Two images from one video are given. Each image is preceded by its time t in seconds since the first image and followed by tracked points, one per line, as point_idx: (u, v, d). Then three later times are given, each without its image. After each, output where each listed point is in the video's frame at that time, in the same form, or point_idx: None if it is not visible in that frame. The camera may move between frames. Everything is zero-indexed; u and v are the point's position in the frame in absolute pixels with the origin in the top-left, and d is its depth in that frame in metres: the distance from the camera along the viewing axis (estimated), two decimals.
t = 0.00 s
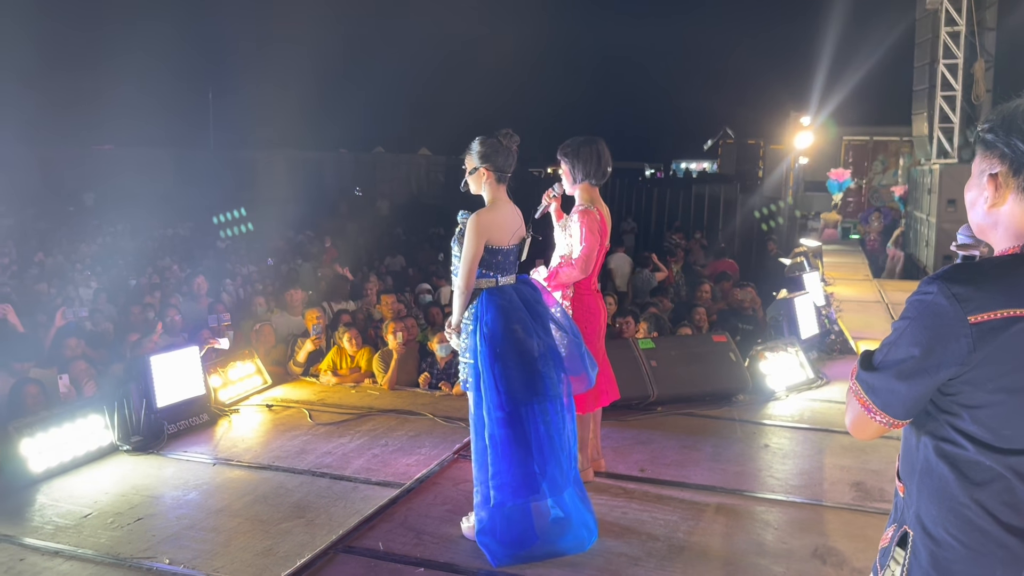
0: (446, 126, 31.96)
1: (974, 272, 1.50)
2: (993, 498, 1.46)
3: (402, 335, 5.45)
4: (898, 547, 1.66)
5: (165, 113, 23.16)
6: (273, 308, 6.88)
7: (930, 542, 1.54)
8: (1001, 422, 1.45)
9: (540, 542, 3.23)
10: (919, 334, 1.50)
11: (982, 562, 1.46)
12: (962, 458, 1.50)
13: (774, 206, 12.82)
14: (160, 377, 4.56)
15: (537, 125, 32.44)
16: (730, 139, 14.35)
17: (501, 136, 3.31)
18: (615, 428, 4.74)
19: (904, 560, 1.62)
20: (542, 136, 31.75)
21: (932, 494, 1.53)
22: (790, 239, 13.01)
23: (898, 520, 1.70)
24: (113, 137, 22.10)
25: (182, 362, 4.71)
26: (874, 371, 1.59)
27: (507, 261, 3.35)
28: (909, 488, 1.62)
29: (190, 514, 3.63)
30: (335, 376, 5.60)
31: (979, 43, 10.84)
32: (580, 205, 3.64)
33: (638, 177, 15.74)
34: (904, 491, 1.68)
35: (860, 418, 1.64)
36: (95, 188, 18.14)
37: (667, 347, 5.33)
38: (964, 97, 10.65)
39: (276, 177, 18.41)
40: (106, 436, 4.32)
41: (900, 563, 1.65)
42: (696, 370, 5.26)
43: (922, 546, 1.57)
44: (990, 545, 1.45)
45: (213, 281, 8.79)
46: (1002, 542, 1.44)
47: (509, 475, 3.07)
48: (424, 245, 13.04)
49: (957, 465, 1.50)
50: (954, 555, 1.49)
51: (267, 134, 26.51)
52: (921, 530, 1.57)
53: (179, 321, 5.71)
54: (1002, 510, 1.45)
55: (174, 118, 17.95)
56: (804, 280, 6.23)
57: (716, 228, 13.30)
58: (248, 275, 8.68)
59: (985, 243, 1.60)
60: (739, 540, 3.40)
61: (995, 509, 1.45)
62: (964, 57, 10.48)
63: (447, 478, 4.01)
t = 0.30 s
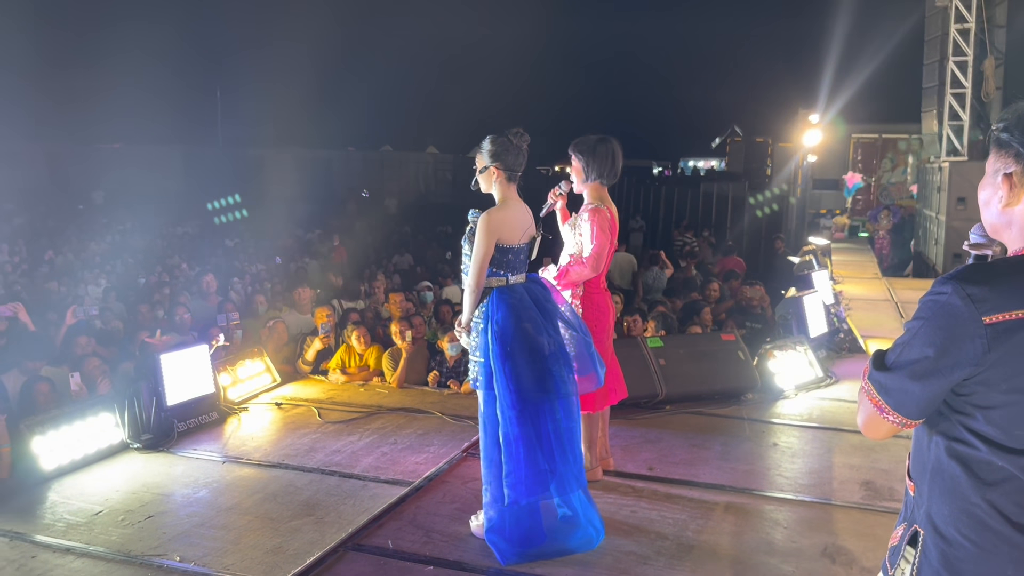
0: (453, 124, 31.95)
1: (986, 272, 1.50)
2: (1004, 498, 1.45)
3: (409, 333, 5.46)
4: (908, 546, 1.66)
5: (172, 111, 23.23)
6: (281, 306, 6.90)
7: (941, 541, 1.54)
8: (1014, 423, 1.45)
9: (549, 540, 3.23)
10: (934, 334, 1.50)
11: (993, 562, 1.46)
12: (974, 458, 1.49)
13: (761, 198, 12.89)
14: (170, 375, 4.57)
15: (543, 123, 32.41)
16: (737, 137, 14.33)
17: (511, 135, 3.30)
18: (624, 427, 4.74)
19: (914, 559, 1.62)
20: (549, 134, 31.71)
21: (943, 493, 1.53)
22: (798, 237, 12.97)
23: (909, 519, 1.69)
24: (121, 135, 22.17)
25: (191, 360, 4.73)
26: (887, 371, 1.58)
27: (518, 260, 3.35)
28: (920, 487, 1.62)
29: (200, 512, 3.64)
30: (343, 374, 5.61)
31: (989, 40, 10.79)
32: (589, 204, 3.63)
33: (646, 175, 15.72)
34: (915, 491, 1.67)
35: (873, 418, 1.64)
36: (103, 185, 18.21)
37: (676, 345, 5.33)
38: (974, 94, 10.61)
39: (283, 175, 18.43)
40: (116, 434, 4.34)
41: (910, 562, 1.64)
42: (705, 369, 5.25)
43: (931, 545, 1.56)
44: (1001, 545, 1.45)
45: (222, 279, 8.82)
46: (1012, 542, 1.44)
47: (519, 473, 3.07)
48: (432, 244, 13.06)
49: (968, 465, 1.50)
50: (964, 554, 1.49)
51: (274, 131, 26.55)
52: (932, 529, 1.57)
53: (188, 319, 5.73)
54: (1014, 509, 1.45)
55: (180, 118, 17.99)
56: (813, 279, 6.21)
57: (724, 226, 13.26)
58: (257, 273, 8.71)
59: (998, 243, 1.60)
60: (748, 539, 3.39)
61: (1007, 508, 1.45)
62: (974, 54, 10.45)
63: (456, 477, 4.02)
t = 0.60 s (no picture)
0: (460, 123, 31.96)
1: (998, 270, 1.49)
2: (1015, 497, 1.45)
3: (416, 332, 5.48)
4: (919, 546, 1.66)
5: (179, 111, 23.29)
6: (288, 305, 6.92)
7: (951, 540, 1.54)
8: None
9: (555, 538, 3.23)
10: (944, 333, 1.49)
11: (1003, 562, 1.46)
12: (986, 458, 1.49)
13: (717, 215, 13.43)
14: (179, 373, 4.59)
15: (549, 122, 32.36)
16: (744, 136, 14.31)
17: (517, 135, 3.29)
18: (630, 425, 4.74)
19: (925, 559, 1.61)
20: (555, 132, 31.70)
21: (954, 492, 1.52)
22: (805, 236, 12.93)
23: (919, 518, 1.69)
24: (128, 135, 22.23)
25: (199, 359, 4.75)
26: (897, 370, 1.58)
27: (525, 259, 3.35)
28: (931, 486, 1.62)
29: (209, 510, 3.65)
30: (351, 373, 5.62)
31: (998, 38, 10.74)
32: (602, 205, 3.66)
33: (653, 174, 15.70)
34: (925, 491, 1.67)
35: (883, 417, 1.63)
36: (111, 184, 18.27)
37: (683, 344, 5.32)
38: (983, 92, 10.57)
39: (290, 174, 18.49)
40: (125, 432, 4.35)
41: (920, 561, 1.64)
42: (713, 368, 5.24)
43: (942, 545, 1.56)
44: (1012, 544, 1.45)
45: (230, 278, 8.84)
46: None
47: (525, 471, 3.08)
48: (439, 243, 13.08)
49: (980, 464, 1.49)
50: (974, 553, 1.49)
51: (280, 131, 26.56)
52: (942, 528, 1.56)
53: (196, 318, 5.75)
54: None
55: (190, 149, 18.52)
56: (821, 277, 6.18)
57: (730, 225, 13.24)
58: (264, 272, 8.73)
59: (1011, 241, 1.59)
60: (756, 538, 3.39)
61: (1017, 508, 1.45)
62: (982, 52, 10.42)
63: (463, 476, 4.02)
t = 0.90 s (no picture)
0: (463, 122, 31.95)
1: (1003, 271, 1.49)
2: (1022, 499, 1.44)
3: (419, 331, 5.48)
4: (925, 547, 1.65)
5: (183, 110, 23.32)
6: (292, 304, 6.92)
7: (957, 543, 1.53)
8: None
9: (556, 537, 3.24)
10: (949, 334, 1.49)
11: (1009, 564, 1.44)
12: (991, 460, 1.48)
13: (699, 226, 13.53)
14: (182, 373, 4.59)
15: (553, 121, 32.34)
16: (748, 134, 14.29)
17: (518, 135, 3.28)
18: (634, 425, 4.73)
19: (930, 561, 1.61)
20: (558, 131, 31.68)
21: (959, 494, 1.51)
22: (809, 234, 12.90)
23: (926, 520, 1.68)
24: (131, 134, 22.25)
25: (203, 359, 4.74)
26: (902, 372, 1.57)
27: (528, 258, 3.35)
28: (937, 489, 1.61)
29: (213, 510, 3.65)
30: (354, 372, 5.62)
31: (1002, 35, 10.70)
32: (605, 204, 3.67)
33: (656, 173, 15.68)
34: (931, 492, 1.66)
35: (888, 419, 1.63)
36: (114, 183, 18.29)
37: (687, 343, 5.31)
38: (987, 90, 10.54)
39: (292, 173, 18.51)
40: (129, 431, 4.36)
41: (926, 564, 1.63)
42: (717, 367, 5.23)
43: (948, 547, 1.55)
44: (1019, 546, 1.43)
45: (233, 278, 8.85)
46: None
47: (527, 470, 3.08)
48: (442, 242, 13.07)
49: (986, 467, 1.48)
50: (981, 555, 1.48)
51: (283, 130, 26.56)
52: (948, 530, 1.55)
53: (200, 317, 5.76)
54: None
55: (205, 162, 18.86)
56: (825, 276, 6.16)
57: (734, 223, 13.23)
58: (267, 272, 8.73)
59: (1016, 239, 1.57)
60: (760, 538, 3.38)
61: None
62: (987, 49, 10.38)
63: (466, 475, 4.02)
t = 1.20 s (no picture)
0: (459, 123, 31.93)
1: (997, 271, 1.48)
2: (1015, 500, 1.44)
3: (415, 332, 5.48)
4: (919, 547, 1.65)
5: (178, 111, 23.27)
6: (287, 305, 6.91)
7: (951, 543, 1.53)
8: None
9: (548, 536, 3.25)
10: (942, 335, 1.49)
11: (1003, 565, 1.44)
12: (985, 460, 1.48)
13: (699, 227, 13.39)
14: (177, 374, 4.58)
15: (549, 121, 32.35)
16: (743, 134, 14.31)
17: (511, 135, 3.28)
18: (630, 425, 4.73)
19: (924, 561, 1.61)
20: (554, 131, 31.68)
21: (953, 494, 1.51)
22: (804, 233, 12.91)
23: (919, 520, 1.68)
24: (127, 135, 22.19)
25: (197, 360, 4.73)
26: (896, 374, 1.57)
27: (521, 258, 3.35)
28: (930, 489, 1.61)
29: (207, 512, 3.65)
30: (349, 373, 5.61)
31: (996, 35, 10.72)
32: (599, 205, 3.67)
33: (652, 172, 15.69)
34: (925, 493, 1.66)
35: (883, 420, 1.62)
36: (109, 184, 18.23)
37: (683, 343, 5.30)
38: (981, 90, 10.55)
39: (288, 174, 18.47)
40: (123, 434, 4.35)
41: (920, 564, 1.63)
42: (712, 367, 5.23)
43: (943, 548, 1.55)
44: (1012, 546, 1.44)
45: (228, 279, 8.83)
46: None
47: (519, 470, 3.08)
48: (437, 243, 13.05)
49: (980, 466, 1.48)
50: (975, 556, 1.48)
51: (278, 130, 26.50)
52: (942, 531, 1.56)
53: (195, 319, 5.75)
54: None
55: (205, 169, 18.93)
56: (820, 275, 6.15)
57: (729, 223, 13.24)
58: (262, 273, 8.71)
59: (1009, 240, 1.58)
60: (755, 538, 3.38)
61: (1017, 510, 1.44)
62: (981, 49, 10.39)
63: (462, 476, 4.01)
